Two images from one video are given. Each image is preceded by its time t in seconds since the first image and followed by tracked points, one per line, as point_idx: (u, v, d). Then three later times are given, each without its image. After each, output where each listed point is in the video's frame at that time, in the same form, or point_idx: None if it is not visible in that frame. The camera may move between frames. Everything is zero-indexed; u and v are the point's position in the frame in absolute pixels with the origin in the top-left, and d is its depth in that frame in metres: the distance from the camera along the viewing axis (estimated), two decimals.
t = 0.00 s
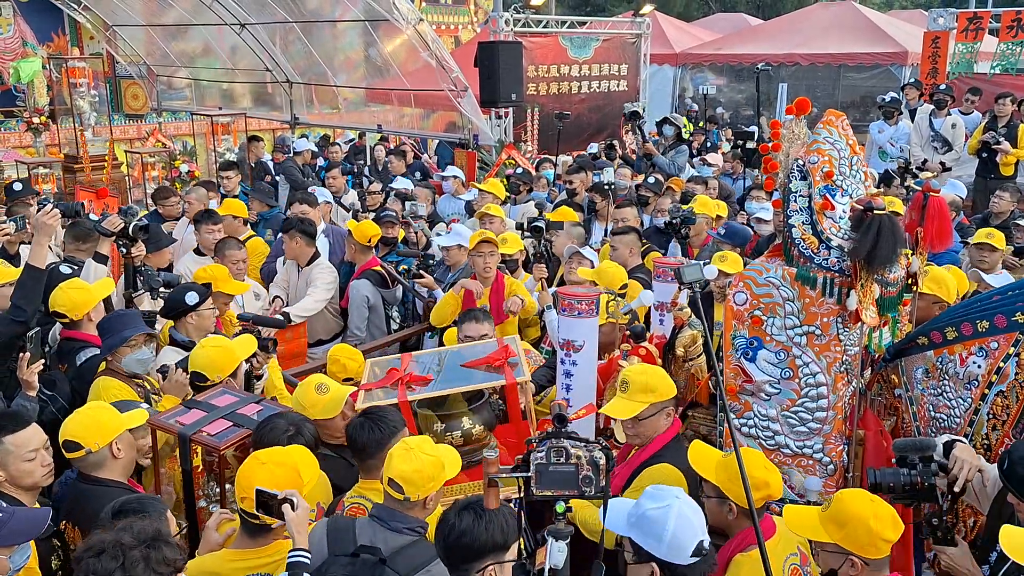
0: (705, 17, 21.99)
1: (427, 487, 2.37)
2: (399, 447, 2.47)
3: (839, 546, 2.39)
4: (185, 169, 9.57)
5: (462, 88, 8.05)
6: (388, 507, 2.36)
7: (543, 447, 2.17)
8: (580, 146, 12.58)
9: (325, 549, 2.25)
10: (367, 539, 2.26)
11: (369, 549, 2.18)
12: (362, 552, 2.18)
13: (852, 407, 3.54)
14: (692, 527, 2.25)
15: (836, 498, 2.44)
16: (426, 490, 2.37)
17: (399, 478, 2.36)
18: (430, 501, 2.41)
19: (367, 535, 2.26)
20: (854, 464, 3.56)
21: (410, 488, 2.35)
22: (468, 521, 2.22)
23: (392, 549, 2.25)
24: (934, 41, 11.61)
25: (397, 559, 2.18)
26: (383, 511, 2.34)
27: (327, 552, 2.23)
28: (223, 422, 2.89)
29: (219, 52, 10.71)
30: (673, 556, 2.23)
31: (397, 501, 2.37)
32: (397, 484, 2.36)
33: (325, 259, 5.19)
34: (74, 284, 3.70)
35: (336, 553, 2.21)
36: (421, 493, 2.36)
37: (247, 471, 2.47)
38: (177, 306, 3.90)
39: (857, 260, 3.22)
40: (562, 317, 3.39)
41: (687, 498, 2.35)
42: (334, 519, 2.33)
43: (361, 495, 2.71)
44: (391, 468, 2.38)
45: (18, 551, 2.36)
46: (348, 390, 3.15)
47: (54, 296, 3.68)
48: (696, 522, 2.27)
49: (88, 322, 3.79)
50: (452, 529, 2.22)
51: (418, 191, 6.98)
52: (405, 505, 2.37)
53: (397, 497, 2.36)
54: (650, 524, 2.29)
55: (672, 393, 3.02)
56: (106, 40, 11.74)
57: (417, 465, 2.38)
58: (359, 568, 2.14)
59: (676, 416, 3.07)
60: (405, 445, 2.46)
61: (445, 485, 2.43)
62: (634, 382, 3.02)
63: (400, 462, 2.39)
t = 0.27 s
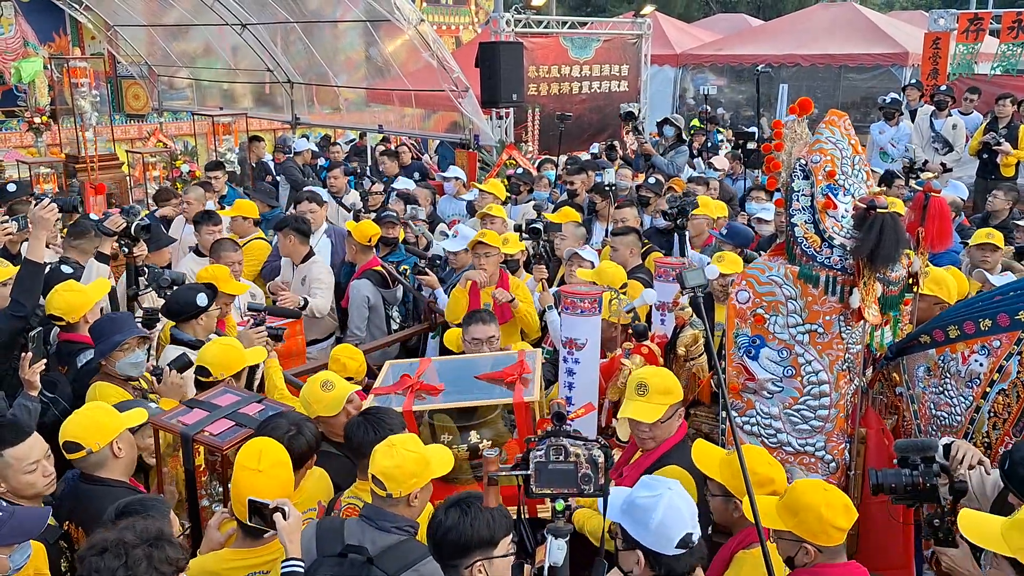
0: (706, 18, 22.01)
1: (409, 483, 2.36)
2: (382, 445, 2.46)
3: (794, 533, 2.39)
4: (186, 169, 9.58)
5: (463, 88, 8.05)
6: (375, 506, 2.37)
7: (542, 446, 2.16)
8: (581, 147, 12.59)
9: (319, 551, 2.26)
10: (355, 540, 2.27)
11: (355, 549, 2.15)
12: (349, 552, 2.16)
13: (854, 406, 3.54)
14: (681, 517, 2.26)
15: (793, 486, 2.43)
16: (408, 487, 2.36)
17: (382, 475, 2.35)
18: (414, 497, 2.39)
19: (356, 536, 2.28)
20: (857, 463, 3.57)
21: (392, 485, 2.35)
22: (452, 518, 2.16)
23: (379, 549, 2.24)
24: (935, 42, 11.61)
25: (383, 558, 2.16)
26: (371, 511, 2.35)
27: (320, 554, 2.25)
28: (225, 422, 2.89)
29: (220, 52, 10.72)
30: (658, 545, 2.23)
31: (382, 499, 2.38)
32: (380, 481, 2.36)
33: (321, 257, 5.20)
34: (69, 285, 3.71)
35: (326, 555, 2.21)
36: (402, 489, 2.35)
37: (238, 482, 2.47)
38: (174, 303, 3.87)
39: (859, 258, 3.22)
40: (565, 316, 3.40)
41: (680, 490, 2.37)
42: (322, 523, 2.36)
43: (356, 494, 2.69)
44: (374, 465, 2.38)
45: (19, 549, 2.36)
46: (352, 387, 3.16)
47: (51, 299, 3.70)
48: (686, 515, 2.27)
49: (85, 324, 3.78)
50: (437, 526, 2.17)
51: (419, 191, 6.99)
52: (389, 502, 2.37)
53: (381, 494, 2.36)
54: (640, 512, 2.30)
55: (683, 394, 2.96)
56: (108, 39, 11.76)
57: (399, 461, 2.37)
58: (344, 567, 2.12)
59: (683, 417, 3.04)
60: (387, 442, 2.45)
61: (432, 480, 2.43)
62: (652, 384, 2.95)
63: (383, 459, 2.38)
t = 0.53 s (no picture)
0: (707, 19, 22.02)
1: (397, 481, 2.32)
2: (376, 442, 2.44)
3: (772, 532, 2.39)
4: (187, 168, 9.58)
5: (464, 88, 8.05)
6: (370, 503, 2.33)
7: (543, 446, 2.15)
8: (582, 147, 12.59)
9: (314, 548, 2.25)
10: (350, 536, 2.24)
11: (349, 545, 2.17)
12: (343, 548, 2.18)
13: (856, 406, 3.53)
14: (635, 520, 2.22)
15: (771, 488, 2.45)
16: (396, 484, 2.32)
17: (372, 472, 2.34)
18: (406, 495, 2.36)
19: (351, 532, 2.26)
20: (857, 463, 3.57)
21: (381, 481, 2.33)
22: (439, 521, 2.17)
23: (373, 545, 2.21)
24: (936, 43, 11.62)
25: (376, 554, 2.15)
26: (366, 507, 2.31)
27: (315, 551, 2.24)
28: (229, 420, 2.89)
29: (221, 52, 10.72)
30: (615, 544, 2.23)
31: (374, 496, 2.36)
32: (370, 477, 2.34)
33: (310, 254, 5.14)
34: (67, 286, 3.69)
35: (320, 553, 2.20)
36: (391, 486, 2.32)
37: (236, 483, 2.48)
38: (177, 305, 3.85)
39: (861, 259, 3.22)
40: (567, 315, 3.40)
41: (649, 490, 2.31)
42: (318, 521, 2.35)
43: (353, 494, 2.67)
44: (365, 461, 2.36)
45: (19, 549, 2.35)
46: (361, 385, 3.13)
47: (50, 300, 3.67)
48: (649, 519, 2.23)
49: (84, 324, 3.77)
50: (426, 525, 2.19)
51: (420, 191, 6.99)
52: (381, 497, 2.34)
53: (372, 491, 2.34)
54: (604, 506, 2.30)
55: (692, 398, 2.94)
56: (109, 39, 11.76)
57: (390, 457, 2.35)
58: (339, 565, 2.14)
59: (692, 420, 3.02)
60: (381, 439, 2.44)
61: (427, 480, 2.40)
62: (656, 385, 2.94)
63: (373, 455, 2.36)
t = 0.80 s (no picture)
0: (707, 20, 22.03)
1: (398, 479, 2.32)
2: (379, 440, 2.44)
3: (728, 528, 2.47)
4: (187, 168, 9.57)
5: (465, 89, 8.05)
6: (372, 501, 2.33)
7: (546, 446, 2.15)
8: (582, 148, 12.60)
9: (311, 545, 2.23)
10: (351, 533, 2.23)
11: (349, 543, 2.17)
12: (344, 546, 2.17)
13: (856, 406, 3.52)
14: (624, 526, 2.17)
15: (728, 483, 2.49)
16: (398, 482, 2.32)
17: (373, 469, 2.33)
18: (406, 493, 2.35)
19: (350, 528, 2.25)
20: (858, 463, 3.60)
21: (382, 479, 2.32)
22: (433, 524, 2.19)
23: (374, 543, 2.20)
24: (936, 45, 11.62)
25: (378, 552, 2.15)
26: (368, 505, 2.31)
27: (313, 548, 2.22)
28: (233, 419, 2.89)
29: (222, 51, 10.71)
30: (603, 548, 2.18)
31: (375, 493, 2.35)
32: (371, 474, 2.34)
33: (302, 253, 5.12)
34: (70, 284, 3.67)
35: (320, 549, 2.19)
36: (392, 484, 2.31)
37: (237, 480, 2.48)
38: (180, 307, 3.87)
39: (861, 259, 3.22)
40: (568, 315, 3.40)
41: (641, 496, 2.26)
42: (320, 519, 2.31)
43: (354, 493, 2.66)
44: (367, 459, 2.36)
45: (19, 547, 2.35)
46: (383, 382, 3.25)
47: (52, 296, 3.66)
48: (639, 526, 2.17)
49: (85, 323, 3.76)
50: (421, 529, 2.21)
51: (420, 191, 6.99)
52: (381, 495, 2.33)
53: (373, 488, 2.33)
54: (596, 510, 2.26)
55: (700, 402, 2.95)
56: (109, 38, 11.76)
57: (392, 455, 2.35)
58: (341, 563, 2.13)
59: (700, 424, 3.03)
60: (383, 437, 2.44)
61: (428, 480, 2.40)
62: (663, 386, 2.95)
63: (375, 453, 2.36)
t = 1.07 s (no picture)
0: (707, 21, 22.04)
1: (404, 478, 2.32)
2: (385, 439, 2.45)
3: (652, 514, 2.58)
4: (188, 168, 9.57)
5: (466, 89, 8.06)
6: (375, 500, 2.34)
7: (551, 446, 2.15)
8: (582, 148, 12.60)
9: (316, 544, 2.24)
10: (354, 533, 2.24)
11: (353, 541, 2.18)
12: (347, 545, 2.17)
13: (856, 407, 3.53)
14: (648, 544, 2.05)
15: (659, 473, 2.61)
16: (403, 481, 2.32)
17: (377, 468, 2.34)
18: (411, 493, 2.35)
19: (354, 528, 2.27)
20: (858, 465, 3.59)
21: (386, 478, 2.32)
22: (429, 526, 2.18)
23: (377, 542, 2.22)
24: (936, 46, 11.63)
25: (381, 552, 2.17)
26: (372, 505, 2.32)
27: (317, 547, 2.23)
28: (233, 420, 2.89)
29: (223, 51, 10.71)
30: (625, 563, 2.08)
31: (378, 493, 2.35)
32: (375, 474, 2.34)
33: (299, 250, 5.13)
34: (74, 281, 3.68)
35: (323, 548, 2.20)
36: (398, 483, 2.32)
37: (236, 479, 2.48)
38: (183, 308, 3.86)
39: (862, 261, 3.22)
40: (568, 316, 3.40)
41: (672, 513, 2.11)
42: (322, 517, 2.32)
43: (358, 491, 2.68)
44: (372, 458, 2.36)
45: (19, 547, 2.34)
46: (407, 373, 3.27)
47: (55, 292, 3.66)
48: (664, 544, 2.05)
49: (87, 322, 3.76)
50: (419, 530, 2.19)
51: (421, 191, 7.00)
52: (385, 495, 2.33)
53: (378, 488, 2.33)
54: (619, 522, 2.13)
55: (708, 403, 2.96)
56: (110, 38, 11.76)
57: (396, 455, 2.35)
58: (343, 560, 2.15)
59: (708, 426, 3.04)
60: (389, 436, 2.44)
61: (432, 480, 2.41)
62: (666, 387, 2.97)
63: (379, 452, 2.37)
